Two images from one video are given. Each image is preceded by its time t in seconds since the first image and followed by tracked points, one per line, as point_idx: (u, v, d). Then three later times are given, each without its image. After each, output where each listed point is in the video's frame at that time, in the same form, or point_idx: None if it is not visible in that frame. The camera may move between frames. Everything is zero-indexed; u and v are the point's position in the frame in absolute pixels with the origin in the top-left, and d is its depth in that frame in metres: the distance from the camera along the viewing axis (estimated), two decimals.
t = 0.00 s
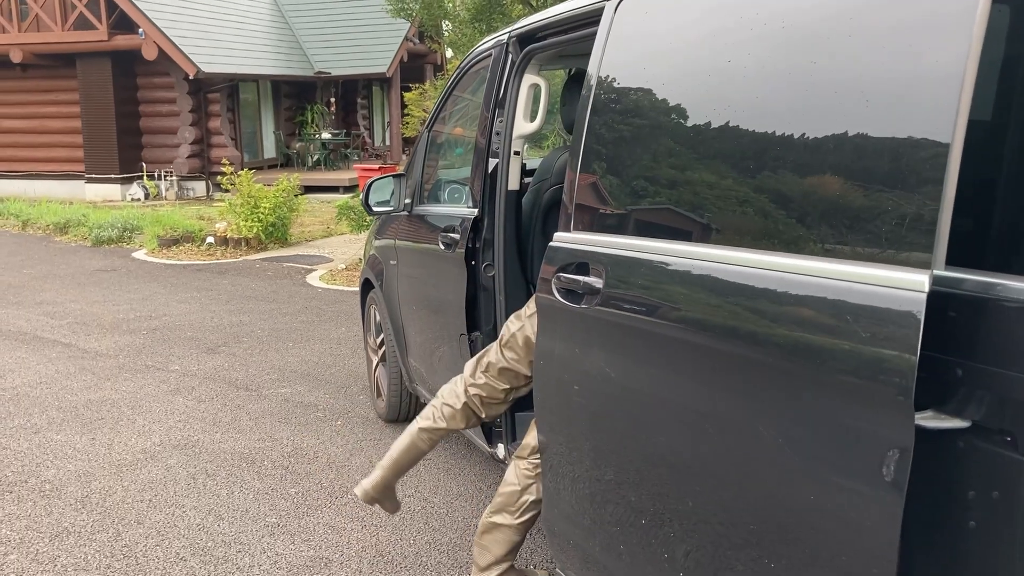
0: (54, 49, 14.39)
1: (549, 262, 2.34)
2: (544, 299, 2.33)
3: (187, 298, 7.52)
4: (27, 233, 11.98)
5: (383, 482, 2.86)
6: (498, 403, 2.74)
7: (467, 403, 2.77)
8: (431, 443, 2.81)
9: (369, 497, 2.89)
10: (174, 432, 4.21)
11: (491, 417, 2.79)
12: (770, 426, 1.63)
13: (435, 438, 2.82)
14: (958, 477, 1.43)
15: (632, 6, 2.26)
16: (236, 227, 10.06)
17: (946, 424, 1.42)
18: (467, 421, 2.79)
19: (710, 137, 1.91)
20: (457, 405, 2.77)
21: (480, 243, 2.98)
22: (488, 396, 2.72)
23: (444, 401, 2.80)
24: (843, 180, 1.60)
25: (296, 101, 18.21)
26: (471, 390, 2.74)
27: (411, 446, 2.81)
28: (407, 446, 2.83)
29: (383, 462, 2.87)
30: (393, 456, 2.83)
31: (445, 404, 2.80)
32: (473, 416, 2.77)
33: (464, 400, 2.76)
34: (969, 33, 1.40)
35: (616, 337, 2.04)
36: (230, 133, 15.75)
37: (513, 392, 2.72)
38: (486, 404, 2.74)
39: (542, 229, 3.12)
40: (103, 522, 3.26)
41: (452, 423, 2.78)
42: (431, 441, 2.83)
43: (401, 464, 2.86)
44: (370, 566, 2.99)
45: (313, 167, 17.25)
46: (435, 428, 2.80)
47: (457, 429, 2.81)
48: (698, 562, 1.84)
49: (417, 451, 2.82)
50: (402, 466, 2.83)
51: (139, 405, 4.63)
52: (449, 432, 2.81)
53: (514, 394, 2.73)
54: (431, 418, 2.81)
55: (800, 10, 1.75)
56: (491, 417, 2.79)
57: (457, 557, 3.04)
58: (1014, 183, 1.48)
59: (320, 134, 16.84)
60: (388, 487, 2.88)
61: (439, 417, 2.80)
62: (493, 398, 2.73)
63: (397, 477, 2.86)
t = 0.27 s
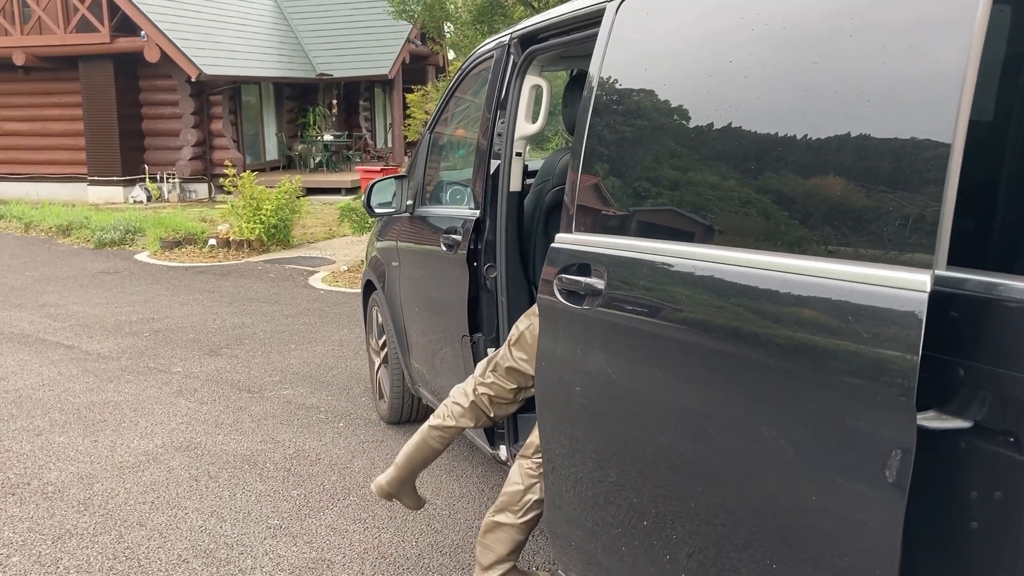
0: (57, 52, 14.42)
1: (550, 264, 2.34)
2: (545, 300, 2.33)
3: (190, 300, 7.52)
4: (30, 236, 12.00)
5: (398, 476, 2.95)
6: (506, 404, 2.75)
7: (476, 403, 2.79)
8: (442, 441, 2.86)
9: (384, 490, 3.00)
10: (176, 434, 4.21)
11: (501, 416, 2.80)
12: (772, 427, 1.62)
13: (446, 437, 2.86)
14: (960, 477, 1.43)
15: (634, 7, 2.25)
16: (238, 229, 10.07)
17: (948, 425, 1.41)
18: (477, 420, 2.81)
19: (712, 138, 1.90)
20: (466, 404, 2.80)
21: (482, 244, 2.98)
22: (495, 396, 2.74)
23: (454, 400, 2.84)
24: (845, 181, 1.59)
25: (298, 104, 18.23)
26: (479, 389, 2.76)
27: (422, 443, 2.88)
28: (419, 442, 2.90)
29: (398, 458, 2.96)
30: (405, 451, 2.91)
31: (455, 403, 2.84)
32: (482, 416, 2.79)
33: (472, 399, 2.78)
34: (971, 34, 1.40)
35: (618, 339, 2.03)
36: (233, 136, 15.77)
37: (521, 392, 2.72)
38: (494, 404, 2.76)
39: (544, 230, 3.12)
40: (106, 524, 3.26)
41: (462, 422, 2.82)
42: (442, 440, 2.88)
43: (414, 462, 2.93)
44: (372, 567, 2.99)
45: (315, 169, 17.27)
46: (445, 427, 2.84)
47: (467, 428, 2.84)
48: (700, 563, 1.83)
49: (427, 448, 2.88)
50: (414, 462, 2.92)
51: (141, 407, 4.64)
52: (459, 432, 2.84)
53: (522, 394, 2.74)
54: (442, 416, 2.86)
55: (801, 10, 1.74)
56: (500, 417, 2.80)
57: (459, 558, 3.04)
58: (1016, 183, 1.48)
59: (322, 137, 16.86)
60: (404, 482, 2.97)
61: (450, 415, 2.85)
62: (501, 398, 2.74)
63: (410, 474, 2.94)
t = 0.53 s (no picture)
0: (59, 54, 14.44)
1: (551, 265, 2.34)
2: (545, 301, 2.33)
3: (192, 303, 7.53)
4: (32, 239, 12.01)
5: (403, 480, 2.95)
6: (507, 405, 2.75)
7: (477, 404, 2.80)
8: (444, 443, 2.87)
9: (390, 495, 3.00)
10: (178, 436, 4.22)
11: (502, 418, 2.80)
12: (773, 428, 1.62)
13: (449, 440, 2.87)
14: (962, 479, 1.42)
15: (635, 9, 2.25)
16: (240, 232, 10.08)
17: (947, 425, 1.41)
18: (478, 422, 2.81)
19: (714, 139, 1.90)
20: (467, 405, 2.80)
21: (484, 246, 2.98)
22: (496, 396, 2.74)
23: (455, 402, 2.85)
24: (846, 182, 1.59)
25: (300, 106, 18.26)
26: (479, 390, 2.76)
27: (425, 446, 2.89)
28: (422, 445, 2.91)
29: (403, 463, 2.97)
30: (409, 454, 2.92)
31: (456, 405, 2.84)
32: (483, 417, 2.79)
33: (473, 400, 2.79)
34: (972, 33, 1.39)
35: (619, 340, 2.04)
36: (234, 138, 15.79)
37: (522, 392, 2.72)
38: (495, 405, 2.76)
39: (545, 232, 3.12)
40: (108, 527, 3.26)
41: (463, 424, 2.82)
42: (445, 442, 2.88)
43: (419, 467, 2.94)
44: (374, 569, 2.99)
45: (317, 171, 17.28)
46: (447, 429, 2.85)
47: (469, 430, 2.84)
48: (702, 566, 1.83)
49: (430, 451, 2.89)
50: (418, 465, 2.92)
51: (143, 409, 4.64)
52: (461, 433, 2.84)
53: (523, 395, 2.74)
54: (444, 418, 2.87)
55: (802, 11, 1.74)
56: (502, 419, 2.79)
57: (461, 560, 3.04)
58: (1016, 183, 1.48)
59: (324, 139, 16.88)
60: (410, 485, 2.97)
61: (451, 417, 2.85)
62: (501, 399, 2.74)
63: (414, 477, 2.95)
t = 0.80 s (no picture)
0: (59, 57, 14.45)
1: (552, 267, 2.34)
2: (547, 303, 2.33)
3: (193, 305, 7.53)
4: (33, 241, 12.02)
5: (417, 489, 2.93)
6: (513, 408, 2.74)
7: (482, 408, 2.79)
8: (453, 449, 2.84)
9: (406, 506, 2.97)
10: (180, 438, 4.22)
11: (508, 422, 2.79)
12: (775, 429, 1.62)
13: (458, 446, 2.84)
14: (964, 480, 1.42)
15: (636, 10, 2.25)
16: (241, 233, 10.09)
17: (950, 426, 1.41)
18: (484, 426, 2.80)
19: (715, 140, 1.90)
20: (472, 409, 2.80)
21: (484, 247, 2.97)
22: (501, 399, 2.74)
23: (461, 407, 2.84)
24: (848, 183, 1.59)
25: (300, 108, 18.28)
26: (484, 394, 2.76)
27: (435, 455, 2.86)
28: (432, 453, 2.88)
29: (416, 473, 2.94)
30: (421, 463, 2.90)
31: (462, 410, 2.84)
32: (488, 421, 2.78)
33: (478, 404, 2.78)
34: (973, 33, 1.39)
35: (619, 342, 2.04)
36: (235, 140, 15.80)
37: (527, 394, 2.72)
38: (500, 408, 2.75)
39: (546, 233, 3.11)
40: (109, 529, 3.26)
41: (470, 428, 2.81)
42: (454, 449, 2.86)
43: (433, 477, 2.90)
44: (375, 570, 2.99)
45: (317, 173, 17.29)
46: (453, 434, 2.84)
47: (477, 436, 2.82)
48: (704, 568, 1.83)
49: (441, 459, 2.86)
50: (431, 474, 2.88)
51: (145, 411, 4.64)
52: (469, 439, 2.83)
53: (527, 397, 2.73)
54: (452, 424, 2.86)
55: (803, 12, 1.74)
56: (508, 422, 2.78)
57: (463, 562, 3.04)
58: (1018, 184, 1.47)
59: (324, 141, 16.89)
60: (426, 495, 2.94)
61: (458, 422, 2.84)
62: (507, 402, 2.74)
63: (427, 486, 2.91)
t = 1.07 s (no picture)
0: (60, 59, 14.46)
1: (553, 269, 2.34)
2: (548, 305, 2.33)
3: (194, 306, 7.53)
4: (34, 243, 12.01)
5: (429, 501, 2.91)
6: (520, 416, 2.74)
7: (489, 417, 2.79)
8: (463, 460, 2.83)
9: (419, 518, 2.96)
10: (180, 440, 4.21)
11: (515, 430, 2.78)
12: (776, 431, 1.62)
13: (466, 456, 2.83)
14: (966, 482, 1.42)
15: (636, 11, 2.25)
16: (242, 235, 10.09)
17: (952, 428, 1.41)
18: (492, 435, 2.79)
19: (715, 142, 1.90)
20: (478, 419, 2.80)
21: (485, 249, 2.97)
22: (507, 407, 2.73)
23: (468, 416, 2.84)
24: (848, 185, 1.59)
25: (301, 109, 18.29)
26: (490, 403, 2.76)
27: (445, 466, 2.84)
28: (443, 464, 2.87)
29: (426, 484, 2.93)
30: (432, 474, 2.88)
31: (469, 420, 2.83)
32: (496, 430, 2.77)
33: (484, 413, 2.78)
34: (975, 34, 1.39)
35: (619, 344, 2.04)
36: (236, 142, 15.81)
37: (532, 402, 2.71)
38: (506, 416, 2.75)
39: (546, 235, 3.11)
40: (110, 531, 3.26)
41: (477, 437, 2.80)
42: (463, 459, 2.84)
43: (443, 488, 2.89)
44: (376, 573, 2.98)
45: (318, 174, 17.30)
46: (462, 445, 2.83)
47: (485, 445, 2.81)
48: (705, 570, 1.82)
49: (451, 469, 2.85)
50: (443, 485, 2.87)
51: (145, 413, 4.64)
52: (477, 448, 2.82)
53: (533, 404, 2.72)
54: (459, 434, 2.85)
55: (803, 14, 1.74)
56: (515, 429, 2.77)
57: (463, 564, 3.03)
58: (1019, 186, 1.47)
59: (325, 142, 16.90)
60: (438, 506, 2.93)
61: (465, 432, 2.83)
62: (513, 409, 2.73)
63: (439, 498, 2.90)
